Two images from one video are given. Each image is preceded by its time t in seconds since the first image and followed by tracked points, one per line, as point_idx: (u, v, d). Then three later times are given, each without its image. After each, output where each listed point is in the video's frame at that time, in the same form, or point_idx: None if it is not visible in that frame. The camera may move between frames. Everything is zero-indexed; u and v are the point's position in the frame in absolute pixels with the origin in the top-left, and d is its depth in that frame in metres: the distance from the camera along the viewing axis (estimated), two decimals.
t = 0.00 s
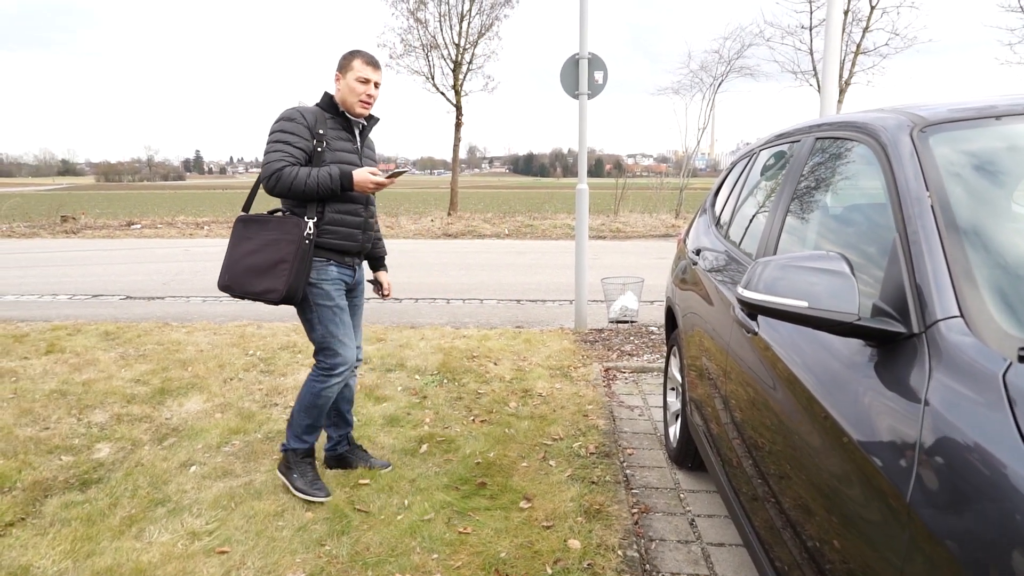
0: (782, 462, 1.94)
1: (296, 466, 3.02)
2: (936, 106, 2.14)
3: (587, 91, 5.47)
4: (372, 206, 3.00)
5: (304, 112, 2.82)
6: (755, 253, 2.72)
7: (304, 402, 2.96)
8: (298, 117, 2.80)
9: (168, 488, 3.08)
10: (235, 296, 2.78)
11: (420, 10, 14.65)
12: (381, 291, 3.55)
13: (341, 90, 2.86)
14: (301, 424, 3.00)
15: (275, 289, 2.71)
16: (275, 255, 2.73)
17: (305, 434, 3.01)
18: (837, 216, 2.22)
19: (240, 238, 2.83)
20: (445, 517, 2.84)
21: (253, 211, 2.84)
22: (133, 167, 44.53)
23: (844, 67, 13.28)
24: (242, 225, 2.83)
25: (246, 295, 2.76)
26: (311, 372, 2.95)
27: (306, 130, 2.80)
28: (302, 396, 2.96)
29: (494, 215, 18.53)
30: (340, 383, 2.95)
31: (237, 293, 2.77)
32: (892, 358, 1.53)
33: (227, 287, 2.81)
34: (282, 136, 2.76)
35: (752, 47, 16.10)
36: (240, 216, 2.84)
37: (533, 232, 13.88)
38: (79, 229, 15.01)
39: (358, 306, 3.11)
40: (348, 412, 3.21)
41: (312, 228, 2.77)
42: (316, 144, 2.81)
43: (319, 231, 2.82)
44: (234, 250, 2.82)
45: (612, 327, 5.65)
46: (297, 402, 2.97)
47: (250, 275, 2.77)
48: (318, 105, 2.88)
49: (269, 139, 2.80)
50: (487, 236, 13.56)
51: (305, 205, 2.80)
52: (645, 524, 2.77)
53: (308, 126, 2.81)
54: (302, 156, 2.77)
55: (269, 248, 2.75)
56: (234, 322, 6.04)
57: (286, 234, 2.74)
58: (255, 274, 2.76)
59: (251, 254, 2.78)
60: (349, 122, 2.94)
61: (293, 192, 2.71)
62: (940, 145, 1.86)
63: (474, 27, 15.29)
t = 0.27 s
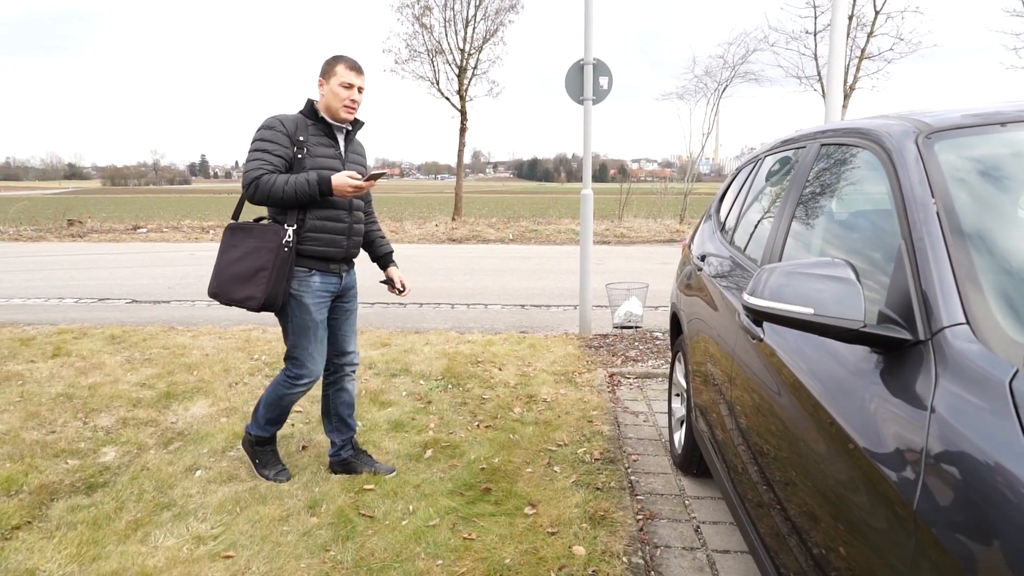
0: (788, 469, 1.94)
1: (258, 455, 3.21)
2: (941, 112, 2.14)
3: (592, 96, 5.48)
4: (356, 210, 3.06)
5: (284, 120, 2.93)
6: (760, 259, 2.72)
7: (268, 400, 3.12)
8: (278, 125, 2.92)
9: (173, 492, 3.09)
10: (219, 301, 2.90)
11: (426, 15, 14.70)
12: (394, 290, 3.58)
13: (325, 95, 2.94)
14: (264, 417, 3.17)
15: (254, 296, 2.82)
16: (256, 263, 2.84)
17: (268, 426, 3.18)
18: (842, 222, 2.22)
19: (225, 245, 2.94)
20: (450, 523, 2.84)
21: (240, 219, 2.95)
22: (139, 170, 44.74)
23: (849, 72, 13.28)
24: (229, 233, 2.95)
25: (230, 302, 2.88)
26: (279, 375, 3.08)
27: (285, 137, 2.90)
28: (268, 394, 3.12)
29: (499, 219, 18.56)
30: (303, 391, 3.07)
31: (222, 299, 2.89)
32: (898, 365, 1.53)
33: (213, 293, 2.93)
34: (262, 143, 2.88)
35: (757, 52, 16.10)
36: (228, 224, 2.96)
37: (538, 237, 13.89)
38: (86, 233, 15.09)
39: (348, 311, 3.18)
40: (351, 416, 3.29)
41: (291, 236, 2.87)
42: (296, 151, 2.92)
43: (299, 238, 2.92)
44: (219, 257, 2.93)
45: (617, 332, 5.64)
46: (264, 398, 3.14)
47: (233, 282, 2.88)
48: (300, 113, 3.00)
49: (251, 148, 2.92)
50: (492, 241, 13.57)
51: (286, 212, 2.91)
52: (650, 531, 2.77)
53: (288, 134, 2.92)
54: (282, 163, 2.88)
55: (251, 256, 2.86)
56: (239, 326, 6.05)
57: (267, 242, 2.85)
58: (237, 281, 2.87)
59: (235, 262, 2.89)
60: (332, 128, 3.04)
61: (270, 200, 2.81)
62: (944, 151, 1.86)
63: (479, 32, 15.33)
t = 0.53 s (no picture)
0: (788, 479, 1.93)
1: (252, 468, 3.24)
2: (939, 124, 2.15)
3: (592, 106, 5.50)
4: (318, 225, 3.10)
5: (244, 136, 3.00)
6: (759, 269, 2.72)
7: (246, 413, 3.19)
8: (238, 142, 2.99)
9: (172, 501, 3.08)
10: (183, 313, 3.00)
11: (427, 25, 14.80)
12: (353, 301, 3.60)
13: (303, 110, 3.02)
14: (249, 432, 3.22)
15: (210, 312, 2.90)
16: (213, 279, 2.91)
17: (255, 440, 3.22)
18: (842, 233, 2.22)
19: (192, 258, 3.03)
20: (449, 533, 2.83)
21: (206, 232, 3.02)
22: (141, 178, 44.84)
23: (848, 83, 13.33)
24: (195, 245, 3.03)
25: (191, 313, 2.97)
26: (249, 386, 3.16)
27: (244, 154, 2.98)
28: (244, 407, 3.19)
29: (499, 228, 18.58)
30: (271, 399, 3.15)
31: (184, 309, 2.99)
32: (897, 377, 1.53)
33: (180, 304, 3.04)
34: (222, 161, 2.96)
35: (757, 62, 16.17)
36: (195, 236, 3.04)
37: (538, 246, 13.90)
38: (87, 241, 15.10)
39: (317, 320, 3.22)
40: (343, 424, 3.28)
41: (248, 253, 2.94)
42: (256, 167, 2.99)
43: (259, 254, 2.99)
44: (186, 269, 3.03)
45: (617, 341, 5.64)
46: (244, 413, 3.21)
47: (195, 295, 2.97)
48: (263, 129, 3.07)
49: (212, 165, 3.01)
50: (492, 250, 13.58)
51: (244, 229, 2.97)
52: (649, 541, 2.76)
53: (249, 150, 2.99)
54: (241, 181, 2.96)
55: (210, 271, 2.93)
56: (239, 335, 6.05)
57: (224, 258, 2.92)
58: (199, 294, 2.96)
59: (197, 275, 2.97)
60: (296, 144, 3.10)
61: (228, 218, 2.89)
62: (942, 163, 1.86)
63: (480, 42, 15.42)
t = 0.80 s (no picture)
0: (782, 486, 1.93)
1: (248, 473, 3.25)
2: (935, 132, 2.15)
3: (591, 112, 5.52)
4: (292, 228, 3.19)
5: (217, 141, 3.09)
6: (756, 276, 2.72)
7: (231, 418, 3.23)
8: (210, 146, 3.08)
9: (167, 506, 3.07)
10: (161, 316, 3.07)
11: (427, 31, 14.85)
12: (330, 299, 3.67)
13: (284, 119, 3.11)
14: (238, 438, 3.25)
15: (185, 316, 2.98)
16: (189, 283, 2.99)
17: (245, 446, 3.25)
18: (839, 240, 2.22)
19: (167, 262, 3.10)
20: (444, 538, 2.82)
21: (182, 235, 3.08)
22: (141, 182, 44.86)
23: (847, 89, 13.38)
24: (170, 249, 3.10)
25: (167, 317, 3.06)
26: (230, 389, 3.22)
27: (217, 159, 3.07)
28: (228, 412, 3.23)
29: (498, 233, 18.60)
30: (252, 400, 3.22)
31: (161, 313, 3.08)
32: (891, 385, 1.53)
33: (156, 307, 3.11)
34: (194, 165, 3.05)
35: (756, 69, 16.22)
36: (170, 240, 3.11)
37: (537, 251, 13.90)
38: (85, 245, 15.08)
39: (293, 322, 3.31)
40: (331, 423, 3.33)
41: (222, 257, 3.02)
42: (228, 171, 3.08)
43: (233, 257, 3.07)
44: (162, 272, 3.10)
45: (615, 347, 5.63)
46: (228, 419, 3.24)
47: (170, 298, 3.04)
48: (236, 134, 3.17)
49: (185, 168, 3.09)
50: (491, 255, 13.59)
51: (218, 233, 3.06)
52: (645, 548, 2.75)
53: (221, 154, 3.08)
54: (213, 184, 3.05)
55: (185, 276, 3.00)
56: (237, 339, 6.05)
57: (198, 263, 3.00)
58: (175, 298, 3.03)
59: (173, 279, 3.04)
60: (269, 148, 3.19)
61: (201, 222, 2.97)
62: (937, 171, 1.87)
63: (480, 48, 15.47)
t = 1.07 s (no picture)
0: (771, 485, 1.93)
1: (238, 471, 3.24)
2: (924, 133, 2.15)
3: (585, 111, 5.52)
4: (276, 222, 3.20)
5: (199, 137, 3.09)
6: (746, 275, 2.73)
7: (218, 415, 3.22)
8: (193, 142, 3.07)
9: (156, 504, 3.06)
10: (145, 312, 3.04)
11: (422, 28, 14.82)
12: (330, 281, 3.68)
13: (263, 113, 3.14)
14: (226, 436, 3.24)
15: (173, 311, 2.96)
16: (175, 279, 2.97)
17: (233, 443, 3.25)
18: (829, 240, 2.22)
19: (150, 257, 3.06)
20: (434, 537, 2.81)
21: (163, 232, 3.06)
22: (135, 179, 44.66)
23: (841, 90, 13.42)
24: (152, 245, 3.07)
25: (151, 314, 3.02)
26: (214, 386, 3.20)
27: (200, 154, 3.06)
28: (214, 410, 3.22)
29: (493, 232, 18.59)
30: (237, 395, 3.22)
31: (144, 310, 3.03)
32: (876, 385, 1.53)
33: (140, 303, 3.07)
34: (178, 161, 3.03)
35: (751, 69, 16.25)
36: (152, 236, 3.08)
37: (532, 250, 13.90)
38: (77, 242, 15.00)
39: (276, 317, 3.33)
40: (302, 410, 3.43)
41: (209, 253, 3.01)
42: (212, 167, 3.07)
43: (219, 253, 3.07)
44: (144, 268, 3.06)
45: (608, 346, 5.64)
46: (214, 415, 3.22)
47: (155, 295, 3.01)
48: (218, 130, 3.16)
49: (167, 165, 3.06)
50: (485, 253, 13.59)
51: (203, 228, 3.05)
52: (635, 546, 2.75)
53: (204, 151, 3.08)
54: (197, 180, 3.03)
55: (171, 271, 2.99)
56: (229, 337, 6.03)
57: (185, 258, 2.98)
58: (159, 294, 3.00)
59: (157, 275, 3.01)
60: (251, 144, 3.21)
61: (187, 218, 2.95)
62: (924, 171, 1.87)
63: (475, 46, 15.45)
